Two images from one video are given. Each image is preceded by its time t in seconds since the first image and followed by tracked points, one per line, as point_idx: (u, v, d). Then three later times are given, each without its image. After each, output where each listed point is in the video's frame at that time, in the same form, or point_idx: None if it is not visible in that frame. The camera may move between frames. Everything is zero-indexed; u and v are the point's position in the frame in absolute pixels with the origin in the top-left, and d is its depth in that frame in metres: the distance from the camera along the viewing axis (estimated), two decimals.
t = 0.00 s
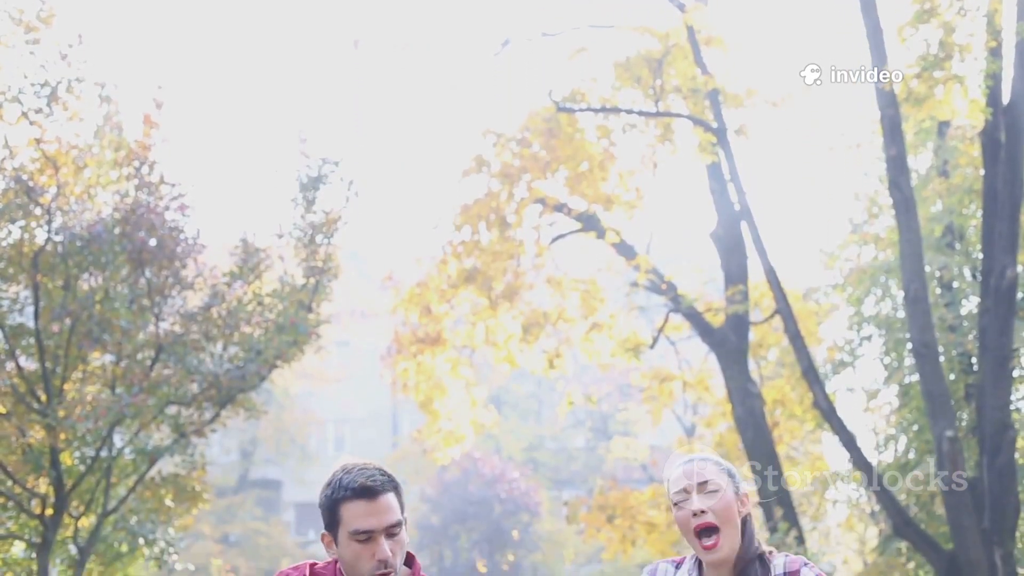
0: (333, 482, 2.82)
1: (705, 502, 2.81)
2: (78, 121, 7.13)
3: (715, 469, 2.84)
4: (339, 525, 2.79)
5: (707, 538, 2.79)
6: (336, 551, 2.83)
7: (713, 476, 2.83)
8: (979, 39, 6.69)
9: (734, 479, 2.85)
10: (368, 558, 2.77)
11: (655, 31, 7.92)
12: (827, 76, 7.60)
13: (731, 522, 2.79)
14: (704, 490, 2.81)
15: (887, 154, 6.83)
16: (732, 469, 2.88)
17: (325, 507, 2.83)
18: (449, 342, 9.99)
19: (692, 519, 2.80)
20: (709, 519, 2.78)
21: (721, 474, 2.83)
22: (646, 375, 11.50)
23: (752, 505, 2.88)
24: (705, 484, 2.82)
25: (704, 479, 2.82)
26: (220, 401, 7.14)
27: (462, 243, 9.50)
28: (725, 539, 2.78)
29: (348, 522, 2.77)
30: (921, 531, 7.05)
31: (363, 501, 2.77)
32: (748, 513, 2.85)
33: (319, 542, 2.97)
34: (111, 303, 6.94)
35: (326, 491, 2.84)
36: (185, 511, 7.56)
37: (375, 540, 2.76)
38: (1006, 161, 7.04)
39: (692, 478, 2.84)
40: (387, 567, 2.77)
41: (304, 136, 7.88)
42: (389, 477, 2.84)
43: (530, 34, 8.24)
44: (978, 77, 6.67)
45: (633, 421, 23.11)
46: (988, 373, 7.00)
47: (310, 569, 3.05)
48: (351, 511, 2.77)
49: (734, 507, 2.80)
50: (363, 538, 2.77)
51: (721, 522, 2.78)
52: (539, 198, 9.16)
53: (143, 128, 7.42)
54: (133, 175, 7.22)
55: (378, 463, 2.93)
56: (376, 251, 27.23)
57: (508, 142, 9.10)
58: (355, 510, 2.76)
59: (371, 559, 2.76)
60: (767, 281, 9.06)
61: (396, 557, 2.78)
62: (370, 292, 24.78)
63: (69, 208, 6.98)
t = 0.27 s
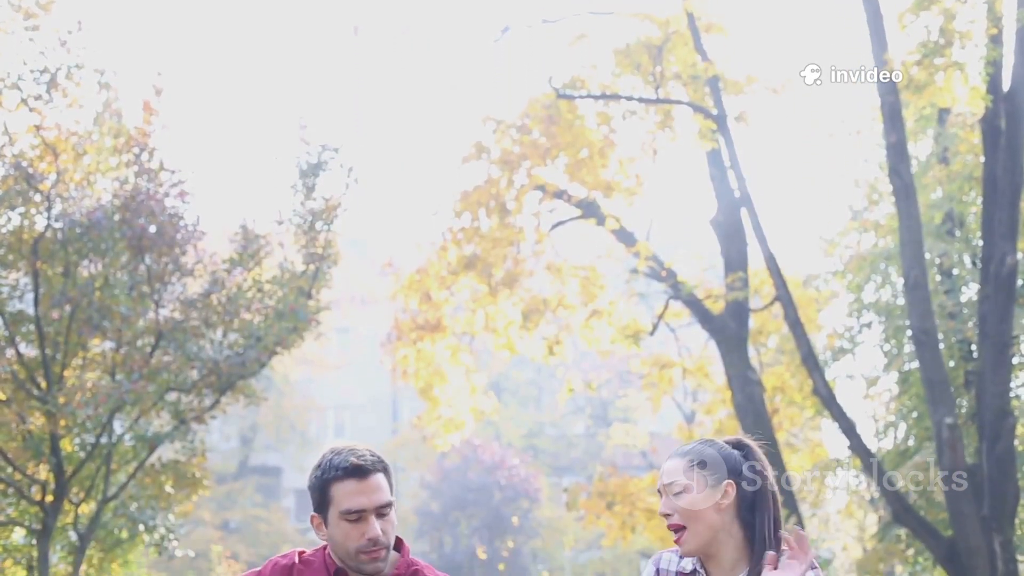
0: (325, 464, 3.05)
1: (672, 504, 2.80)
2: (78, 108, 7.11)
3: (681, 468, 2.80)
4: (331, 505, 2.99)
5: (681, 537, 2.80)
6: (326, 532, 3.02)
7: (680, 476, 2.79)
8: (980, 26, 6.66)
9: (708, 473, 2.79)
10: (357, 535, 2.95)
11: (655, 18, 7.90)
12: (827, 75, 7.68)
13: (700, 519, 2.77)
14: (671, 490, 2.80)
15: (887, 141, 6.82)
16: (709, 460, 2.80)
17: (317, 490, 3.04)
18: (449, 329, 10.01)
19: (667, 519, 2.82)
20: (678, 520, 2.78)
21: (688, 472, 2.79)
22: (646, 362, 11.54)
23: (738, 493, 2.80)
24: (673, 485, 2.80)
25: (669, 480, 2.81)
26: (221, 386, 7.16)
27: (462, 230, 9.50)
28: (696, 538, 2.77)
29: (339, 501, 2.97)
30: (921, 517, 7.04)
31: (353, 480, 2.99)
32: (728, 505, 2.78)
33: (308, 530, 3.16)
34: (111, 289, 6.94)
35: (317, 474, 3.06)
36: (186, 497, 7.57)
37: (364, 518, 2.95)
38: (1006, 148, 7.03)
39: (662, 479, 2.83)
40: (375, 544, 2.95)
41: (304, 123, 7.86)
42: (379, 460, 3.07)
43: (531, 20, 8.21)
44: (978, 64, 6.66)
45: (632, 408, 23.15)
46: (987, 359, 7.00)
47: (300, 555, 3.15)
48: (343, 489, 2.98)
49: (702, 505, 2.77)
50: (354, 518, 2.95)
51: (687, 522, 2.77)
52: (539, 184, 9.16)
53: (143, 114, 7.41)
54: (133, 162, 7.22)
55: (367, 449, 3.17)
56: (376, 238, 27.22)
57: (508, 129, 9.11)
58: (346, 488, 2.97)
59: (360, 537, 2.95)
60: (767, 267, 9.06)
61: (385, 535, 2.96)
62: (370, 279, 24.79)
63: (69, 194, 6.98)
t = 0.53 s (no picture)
0: (315, 458, 3.07)
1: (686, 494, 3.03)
2: (78, 98, 7.10)
3: (702, 459, 3.04)
4: (322, 498, 3.02)
5: (688, 524, 3.02)
6: (319, 525, 3.05)
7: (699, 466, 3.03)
8: (981, 16, 6.63)
9: (723, 468, 3.05)
10: (349, 527, 2.98)
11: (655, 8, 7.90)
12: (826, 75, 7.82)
13: (711, 510, 3.01)
14: (688, 481, 3.02)
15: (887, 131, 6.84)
16: (723, 456, 3.06)
17: (308, 483, 3.07)
18: (449, 319, 10.02)
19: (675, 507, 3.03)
20: (689, 509, 3.01)
21: (706, 466, 3.03)
22: (646, 352, 11.55)
23: (745, 489, 3.08)
24: (691, 474, 3.03)
25: (688, 471, 3.03)
26: (221, 377, 7.14)
27: (462, 221, 9.51)
28: (703, 526, 3.02)
29: (330, 494, 3.00)
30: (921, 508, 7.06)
31: (344, 473, 3.01)
32: (733, 501, 3.05)
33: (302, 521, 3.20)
34: (111, 280, 6.92)
35: (309, 467, 3.08)
36: (186, 488, 7.57)
37: (357, 510, 2.98)
38: (1006, 138, 7.02)
39: (680, 467, 3.05)
40: (369, 535, 2.99)
41: (304, 113, 7.85)
42: (370, 451, 3.09)
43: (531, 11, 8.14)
44: (978, 54, 6.65)
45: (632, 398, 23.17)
46: (987, 350, 7.01)
47: (298, 549, 3.22)
48: (333, 482, 3.00)
49: (714, 499, 3.01)
50: (346, 510, 2.99)
51: (699, 511, 3.00)
52: (539, 175, 9.16)
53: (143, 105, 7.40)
54: (133, 152, 7.22)
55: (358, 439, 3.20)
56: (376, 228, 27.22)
57: (508, 119, 9.18)
58: (337, 481, 2.99)
59: (353, 530, 2.98)
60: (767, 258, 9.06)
61: (378, 527, 3.00)
62: (370, 270, 24.79)
63: (68, 185, 6.97)
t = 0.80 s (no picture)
0: (321, 440, 3.09)
1: (696, 474, 3.04)
2: (77, 85, 7.09)
3: (713, 440, 3.08)
4: (327, 480, 3.04)
5: (694, 505, 3.03)
6: (322, 507, 3.07)
7: (711, 447, 3.06)
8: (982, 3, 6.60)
9: (734, 452, 3.08)
10: (354, 511, 3.01)
11: None
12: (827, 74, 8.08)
13: (720, 492, 3.02)
14: (699, 461, 3.05)
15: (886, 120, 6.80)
16: (733, 442, 3.10)
17: (313, 465, 3.10)
18: (449, 306, 10.03)
19: (683, 486, 3.04)
20: (699, 489, 3.02)
21: (717, 447, 3.06)
22: (646, 339, 11.57)
23: (750, 478, 3.11)
24: (702, 454, 3.05)
25: (699, 451, 3.06)
26: (221, 364, 7.16)
27: (462, 208, 9.50)
28: (711, 507, 3.02)
29: (335, 476, 3.03)
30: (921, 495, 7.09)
31: (350, 456, 3.04)
32: (740, 483, 3.07)
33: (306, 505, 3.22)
34: (111, 267, 6.92)
35: (315, 449, 3.12)
36: (186, 475, 7.60)
37: (361, 494, 3.01)
38: (1006, 126, 7.02)
39: (690, 448, 3.08)
40: (372, 520, 3.01)
41: (304, 100, 7.83)
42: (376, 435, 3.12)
43: None
44: (979, 42, 6.61)
45: (632, 385, 23.21)
46: (987, 337, 7.01)
47: (298, 534, 3.22)
48: (339, 465, 3.03)
49: (724, 479, 3.03)
50: (350, 493, 3.01)
51: (709, 491, 3.02)
52: (539, 162, 9.16)
53: (143, 92, 7.38)
54: (133, 139, 7.21)
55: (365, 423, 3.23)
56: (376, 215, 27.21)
57: (508, 106, 9.14)
58: (343, 463, 3.02)
59: (357, 513, 3.00)
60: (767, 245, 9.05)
61: (382, 511, 3.02)
62: (370, 257, 24.78)
63: (69, 172, 6.96)
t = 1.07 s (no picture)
0: (325, 428, 3.14)
1: (688, 467, 3.06)
2: (77, 71, 7.07)
3: (702, 431, 3.08)
4: (331, 468, 3.09)
5: (690, 498, 3.04)
6: (327, 494, 3.12)
7: (702, 440, 3.07)
8: None
9: (726, 441, 3.09)
10: (358, 497, 3.04)
11: None
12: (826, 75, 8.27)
13: (715, 483, 3.04)
14: (689, 454, 3.06)
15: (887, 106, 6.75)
16: (726, 430, 3.11)
17: (318, 451, 3.15)
18: (449, 293, 10.05)
19: (679, 480, 3.05)
20: (694, 482, 3.03)
21: (706, 438, 3.07)
22: (646, 326, 11.59)
23: (746, 464, 3.12)
24: (694, 447, 3.06)
25: (688, 444, 3.07)
26: (221, 350, 7.18)
27: (462, 194, 9.48)
28: (707, 499, 3.04)
29: (339, 462, 3.07)
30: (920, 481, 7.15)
31: (354, 442, 3.08)
32: (735, 470, 3.07)
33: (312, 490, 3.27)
34: (111, 253, 6.92)
35: (319, 436, 3.16)
36: (185, 461, 7.67)
37: (365, 480, 3.05)
38: (1007, 112, 7.01)
39: (679, 442, 3.08)
40: (376, 506, 3.04)
41: (304, 86, 7.82)
42: (380, 422, 3.16)
43: None
44: (979, 28, 6.58)
45: (632, 371, 23.24)
46: (987, 324, 7.02)
47: (305, 518, 3.29)
48: (343, 452, 3.07)
49: (717, 469, 3.04)
50: (354, 480, 3.05)
51: (704, 484, 3.03)
52: (539, 148, 9.14)
53: (143, 78, 7.37)
54: (133, 126, 7.20)
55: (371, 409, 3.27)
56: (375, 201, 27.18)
57: (508, 92, 9.13)
58: (346, 450, 3.06)
59: (361, 499, 3.04)
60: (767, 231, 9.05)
61: (386, 497, 3.05)
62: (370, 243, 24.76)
63: (68, 158, 6.96)
